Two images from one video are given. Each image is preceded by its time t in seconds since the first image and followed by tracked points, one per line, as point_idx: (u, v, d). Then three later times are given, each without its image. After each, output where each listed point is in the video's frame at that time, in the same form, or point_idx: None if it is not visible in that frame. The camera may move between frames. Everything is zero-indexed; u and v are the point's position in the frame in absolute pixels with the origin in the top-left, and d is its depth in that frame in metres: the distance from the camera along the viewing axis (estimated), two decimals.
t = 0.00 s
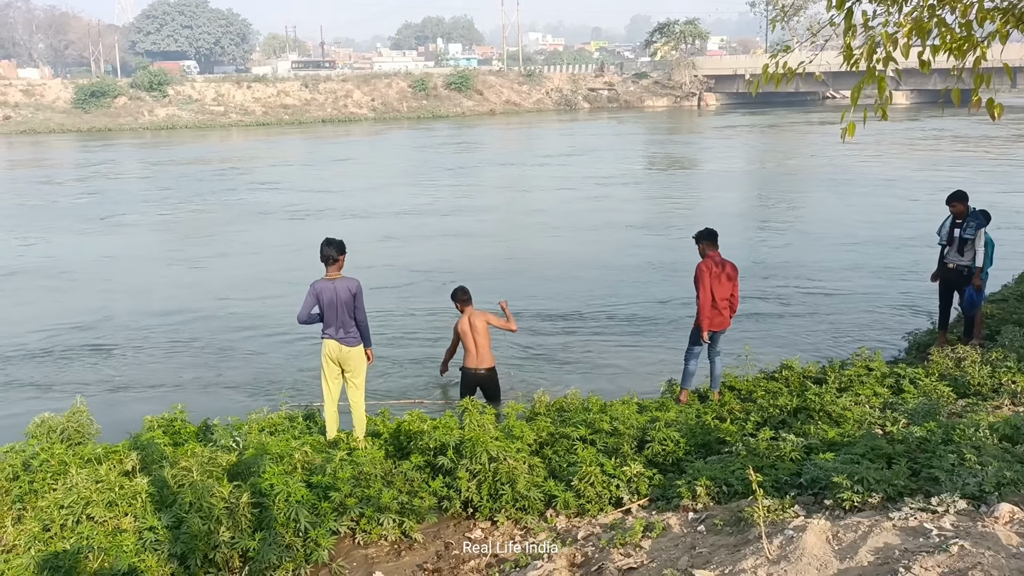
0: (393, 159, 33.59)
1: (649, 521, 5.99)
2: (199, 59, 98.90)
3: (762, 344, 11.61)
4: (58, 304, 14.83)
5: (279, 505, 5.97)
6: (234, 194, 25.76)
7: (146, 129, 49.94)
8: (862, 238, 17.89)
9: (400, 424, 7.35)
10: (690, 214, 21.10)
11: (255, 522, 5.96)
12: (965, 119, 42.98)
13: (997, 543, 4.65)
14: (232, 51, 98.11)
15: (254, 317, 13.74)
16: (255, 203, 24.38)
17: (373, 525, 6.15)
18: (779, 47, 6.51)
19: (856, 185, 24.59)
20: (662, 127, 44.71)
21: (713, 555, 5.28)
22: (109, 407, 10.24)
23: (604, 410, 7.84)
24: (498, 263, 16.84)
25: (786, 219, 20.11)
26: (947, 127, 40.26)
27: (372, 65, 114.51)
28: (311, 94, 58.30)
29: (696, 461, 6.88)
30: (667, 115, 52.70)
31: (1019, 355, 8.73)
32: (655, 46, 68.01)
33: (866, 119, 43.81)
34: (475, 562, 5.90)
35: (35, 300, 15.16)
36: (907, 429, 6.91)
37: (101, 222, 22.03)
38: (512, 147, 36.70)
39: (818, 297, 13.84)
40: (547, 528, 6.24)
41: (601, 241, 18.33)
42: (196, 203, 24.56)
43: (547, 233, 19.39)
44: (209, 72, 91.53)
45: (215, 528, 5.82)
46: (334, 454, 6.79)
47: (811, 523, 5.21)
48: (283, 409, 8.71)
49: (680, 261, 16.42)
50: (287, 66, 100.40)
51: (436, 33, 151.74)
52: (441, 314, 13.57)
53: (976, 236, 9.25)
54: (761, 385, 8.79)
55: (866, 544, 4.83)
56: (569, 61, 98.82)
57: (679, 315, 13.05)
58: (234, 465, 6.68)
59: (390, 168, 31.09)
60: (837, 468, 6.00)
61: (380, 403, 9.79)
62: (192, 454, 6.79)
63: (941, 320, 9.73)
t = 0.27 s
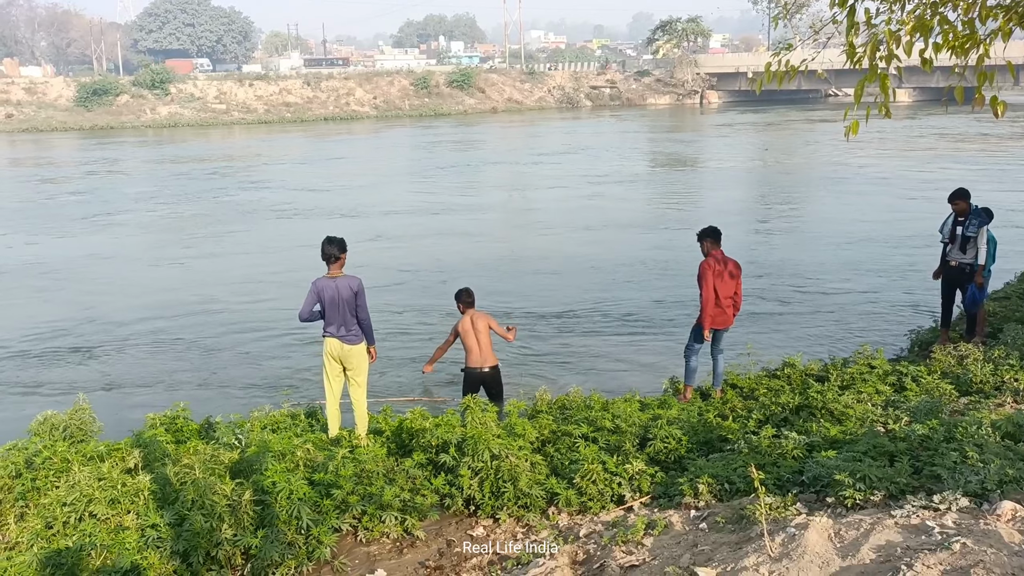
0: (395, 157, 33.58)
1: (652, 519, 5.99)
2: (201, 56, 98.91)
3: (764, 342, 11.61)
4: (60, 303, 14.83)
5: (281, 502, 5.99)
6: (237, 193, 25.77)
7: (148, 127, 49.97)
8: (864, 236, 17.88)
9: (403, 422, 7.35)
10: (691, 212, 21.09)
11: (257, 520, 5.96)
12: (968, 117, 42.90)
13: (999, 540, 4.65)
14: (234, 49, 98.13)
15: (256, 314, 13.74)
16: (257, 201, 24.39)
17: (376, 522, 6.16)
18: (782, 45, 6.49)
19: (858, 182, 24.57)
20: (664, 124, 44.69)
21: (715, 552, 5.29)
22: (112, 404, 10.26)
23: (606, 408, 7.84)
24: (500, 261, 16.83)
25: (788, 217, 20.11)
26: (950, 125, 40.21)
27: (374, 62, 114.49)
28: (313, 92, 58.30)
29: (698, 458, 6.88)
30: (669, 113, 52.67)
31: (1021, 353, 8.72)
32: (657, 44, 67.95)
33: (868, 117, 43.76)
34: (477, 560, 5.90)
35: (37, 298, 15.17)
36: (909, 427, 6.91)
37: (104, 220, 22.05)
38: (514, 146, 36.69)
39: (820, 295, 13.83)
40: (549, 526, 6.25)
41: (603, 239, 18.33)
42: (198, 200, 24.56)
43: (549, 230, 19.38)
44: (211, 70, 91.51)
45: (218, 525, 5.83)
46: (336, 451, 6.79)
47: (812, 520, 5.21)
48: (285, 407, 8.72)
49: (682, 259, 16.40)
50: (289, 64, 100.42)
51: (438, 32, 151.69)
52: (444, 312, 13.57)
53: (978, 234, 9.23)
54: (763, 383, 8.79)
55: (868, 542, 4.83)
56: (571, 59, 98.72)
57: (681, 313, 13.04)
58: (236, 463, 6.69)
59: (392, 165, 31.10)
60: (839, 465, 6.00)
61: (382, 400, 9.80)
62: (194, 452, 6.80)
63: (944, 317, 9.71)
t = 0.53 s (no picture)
0: (397, 156, 33.58)
1: (654, 518, 5.99)
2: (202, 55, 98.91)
3: (766, 341, 11.60)
4: (63, 302, 14.86)
5: (283, 501, 6.00)
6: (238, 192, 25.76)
7: (150, 126, 49.98)
8: (866, 234, 17.85)
9: (405, 421, 7.35)
10: (693, 210, 21.08)
11: (260, 519, 5.97)
12: (970, 116, 42.86)
13: (1001, 539, 4.66)
14: (235, 48, 98.15)
15: (258, 313, 13.75)
16: (260, 199, 24.41)
17: (378, 521, 6.16)
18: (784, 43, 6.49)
19: (860, 180, 24.55)
20: (666, 123, 44.67)
21: (717, 551, 5.28)
22: (114, 403, 10.28)
23: (608, 407, 7.84)
24: (502, 259, 16.83)
25: (790, 216, 20.10)
26: (952, 123, 40.16)
27: (376, 61, 114.46)
28: (315, 91, 58.29)
29: (701, 457, 6.87)
30: (671, 112, 52.62)
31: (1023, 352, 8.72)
32: (658, 42, 67.90)
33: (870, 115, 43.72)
34: (479, 558, 5.90)
35: (39, 297, 15.19)
36: (912, 426, 6.90)
37: (106, 219, 22.09)
38: (516, 144, 36.68)
39: (822, 293, 13.81)
40: (551, 525, 6.25)
41: (605, 238, 18.33)
42: (200, 200, 24.58)
43: (550, 229, 19.39)
44: (213, 69, 91.49)
45: (220, 524, 5.84)
46: (339, 450, 6.79)
47: (814, 519, 5.21)
48: (287, 406, 8.73)
49: (684, 258, 16.40)
50: (291, 63, 100.41)
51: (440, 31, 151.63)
52: (446, 311, 13.57)
53: (981, 232, 9.22)
54: (765, 381, 8.79)
55: (870, 541, 4.82)
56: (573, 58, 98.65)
57: (683, 312, 13.03)
58: (239, 462, 6.69)
59: (393, 164, 31.11)
60: (841, 464, 6.00)
61: (385, 399, 9.80)
62: (197, 451, 6.80)
63: (946, 316, 9.70)
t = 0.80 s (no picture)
0: (398, 155, 33.58)
1: (656, 516, 5.99)
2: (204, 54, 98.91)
3: (768, 339, 11.61)
4: (65, 301, 14.88)
5: (286, 500, 6.00)
6: (240, 191, 25.77)
7: (152, 125, 49.99)
8: (868, 232, 17.84)
9: (407, 419, 7.35)
10: (695, 209, 21.09)
11: (262, 517, 5.97)
12: (973, 114, 42.78)
13: (1004, 537, 4.66)
14: (237, 47, 98.12)
15: (261, 312, 13.77)
16: (262, 198, 24.43)
17: (380, 519, 6.17)
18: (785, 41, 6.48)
19: (861, 179, 24.53)
20: (668, 121, 44.65)
21: (719, 550, 5.28)
22: (117, 402, 10.30)
23: (611, 405, 7.84)
24: (504, 258, 16.84)
25: (792, 214, 20.09)
26: (955, 121, 40.11)
27: (377, 60, 114.40)
28: (317, 90, 58.29)
29: (703, 456, 6.87)
30: (673, 110, 52.58)
31: None
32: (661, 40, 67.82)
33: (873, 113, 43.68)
34: (481, 557, 5.90)
35: (41, 296, 15.22)
36: (914, 424, 6.89)
37: (108, 218, 22.11)
38: (518, 143, 36.68)
39: (824, 291, 13.81)
40: (553, 523, 6.25)
41: (607, 236, 18.34)
42: (202, 198, 24.60)
43: (552, 228, 19.39)
44: (214, 67, 91.45)
45: (223, 523, 5.84)
46: (341, 449, 6.80)
47: (817, 518, 5.21)
48: (289, 404, 8.74)
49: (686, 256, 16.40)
50: (292, 62, 100.40)
51: (441, 29, 151.53)
52: (448, 310, 13.57)
53: (983, 230, 9.21)
54: (768, 379, 8.79)
55: (873, 539, 4.82)
56: (575, 56, 98.54)
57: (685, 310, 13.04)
58: (241, 461, 6.69)
59: (395, 163, 31.12)
60: (844, 462, 5.99)
61: (387, 398, 9.82)
62: (199, 450, 6.80)
63: (948, 314, 9.73)
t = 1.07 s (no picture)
0: (400, 153, 33.60)
1: (658, 515, 5.99)
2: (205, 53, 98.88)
3: (770, 338, 11.61)
4: (68, 299, 14.90)
5: (288, 498, 5.99)
6: (241, 190, 25.78)
7: (153, 124, 50.02)
8: (870, 231, 17.84)
9: (409, 418, 7.36)
10: (696, 207, 21.09)
11: (264, 516, 5.96)
12: (974, 112, 42.75)
13: (1007, 536, 4.65)
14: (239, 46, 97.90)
15: (263, 311, 13.78)
16: (264, 197, 24.46)
17: (382, 518, 6.17)
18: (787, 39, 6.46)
19: (863, 177, 24.53)
20: (669, 120, 44.65)
21: (721, 548, 5.28)
22: (120, 401, 10.31)
23: (612, 404, 7.84)
24: (506, 256, 16.85)
25: (793, 213, 20.10)
26: (956, 120, 40.09)
27: (378, 58, 114.38)
28: (318, 89, 58.30)
29: (705, 454, 6.86)
30: (674, 109, 52.57)
31: None
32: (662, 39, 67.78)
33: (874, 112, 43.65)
34: (482, 556, 5.90)
35: (43, 295, 15.24)
36: (916, 423, 6.89)
37: (110, 217, 22.14)
38: (519, 141, 36.69)
39: (827, 290, 13.81)
40: (555, 522, 6.24)
41: (608, 235, 18.34)
42: (205, 197, 24.62)
43: (554, 227, 19.39)
44: (215, 66, 91.49)
45: (225, 521, 5.84)
46: (344, 448, 6.80)
47: (819, 516, 5.20)
48: (291, 403, 8.75)
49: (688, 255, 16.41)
50: (293, 61, 100.42)
51: (443, 28, 151.53)
52: (450, 309, 13.59)
53: (986, 228, 9.20)
54: (770, 378, 8.79)
55: (874, 538, 4.81)
56: (576, 55, 98.50)
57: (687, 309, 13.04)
58: (243, 460, 6.68)
59: (397, 162, 31.12)
60: (846, 461, 5.99)
61: (389, 397, 9.83)
62: (201, 448, 6.81)
63: (950, 313, 9.70)
